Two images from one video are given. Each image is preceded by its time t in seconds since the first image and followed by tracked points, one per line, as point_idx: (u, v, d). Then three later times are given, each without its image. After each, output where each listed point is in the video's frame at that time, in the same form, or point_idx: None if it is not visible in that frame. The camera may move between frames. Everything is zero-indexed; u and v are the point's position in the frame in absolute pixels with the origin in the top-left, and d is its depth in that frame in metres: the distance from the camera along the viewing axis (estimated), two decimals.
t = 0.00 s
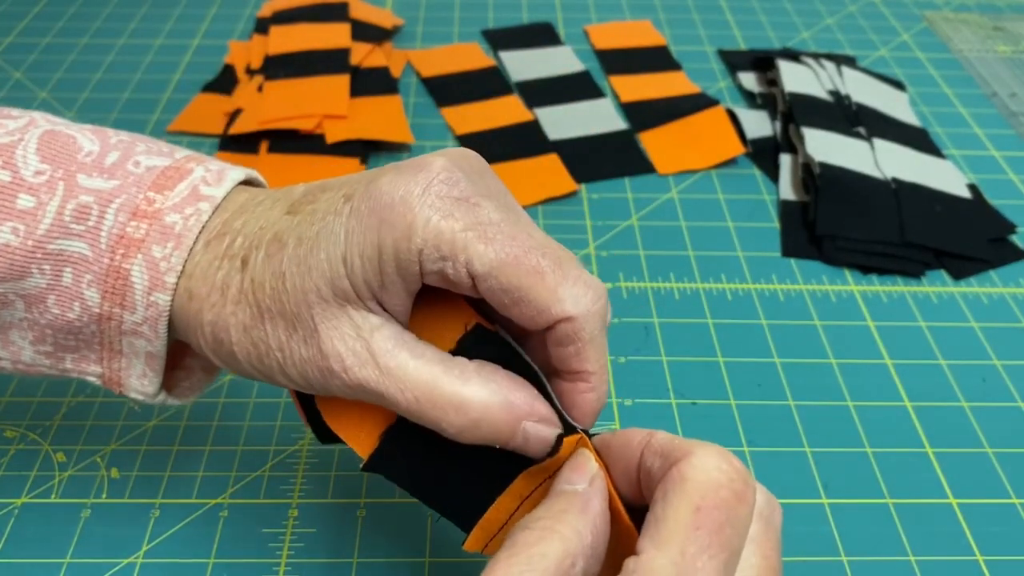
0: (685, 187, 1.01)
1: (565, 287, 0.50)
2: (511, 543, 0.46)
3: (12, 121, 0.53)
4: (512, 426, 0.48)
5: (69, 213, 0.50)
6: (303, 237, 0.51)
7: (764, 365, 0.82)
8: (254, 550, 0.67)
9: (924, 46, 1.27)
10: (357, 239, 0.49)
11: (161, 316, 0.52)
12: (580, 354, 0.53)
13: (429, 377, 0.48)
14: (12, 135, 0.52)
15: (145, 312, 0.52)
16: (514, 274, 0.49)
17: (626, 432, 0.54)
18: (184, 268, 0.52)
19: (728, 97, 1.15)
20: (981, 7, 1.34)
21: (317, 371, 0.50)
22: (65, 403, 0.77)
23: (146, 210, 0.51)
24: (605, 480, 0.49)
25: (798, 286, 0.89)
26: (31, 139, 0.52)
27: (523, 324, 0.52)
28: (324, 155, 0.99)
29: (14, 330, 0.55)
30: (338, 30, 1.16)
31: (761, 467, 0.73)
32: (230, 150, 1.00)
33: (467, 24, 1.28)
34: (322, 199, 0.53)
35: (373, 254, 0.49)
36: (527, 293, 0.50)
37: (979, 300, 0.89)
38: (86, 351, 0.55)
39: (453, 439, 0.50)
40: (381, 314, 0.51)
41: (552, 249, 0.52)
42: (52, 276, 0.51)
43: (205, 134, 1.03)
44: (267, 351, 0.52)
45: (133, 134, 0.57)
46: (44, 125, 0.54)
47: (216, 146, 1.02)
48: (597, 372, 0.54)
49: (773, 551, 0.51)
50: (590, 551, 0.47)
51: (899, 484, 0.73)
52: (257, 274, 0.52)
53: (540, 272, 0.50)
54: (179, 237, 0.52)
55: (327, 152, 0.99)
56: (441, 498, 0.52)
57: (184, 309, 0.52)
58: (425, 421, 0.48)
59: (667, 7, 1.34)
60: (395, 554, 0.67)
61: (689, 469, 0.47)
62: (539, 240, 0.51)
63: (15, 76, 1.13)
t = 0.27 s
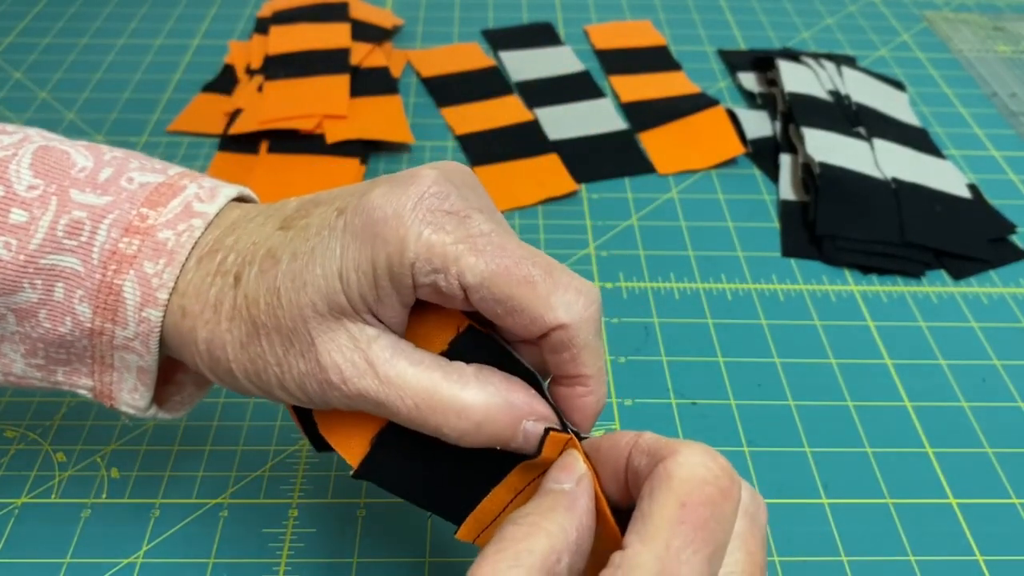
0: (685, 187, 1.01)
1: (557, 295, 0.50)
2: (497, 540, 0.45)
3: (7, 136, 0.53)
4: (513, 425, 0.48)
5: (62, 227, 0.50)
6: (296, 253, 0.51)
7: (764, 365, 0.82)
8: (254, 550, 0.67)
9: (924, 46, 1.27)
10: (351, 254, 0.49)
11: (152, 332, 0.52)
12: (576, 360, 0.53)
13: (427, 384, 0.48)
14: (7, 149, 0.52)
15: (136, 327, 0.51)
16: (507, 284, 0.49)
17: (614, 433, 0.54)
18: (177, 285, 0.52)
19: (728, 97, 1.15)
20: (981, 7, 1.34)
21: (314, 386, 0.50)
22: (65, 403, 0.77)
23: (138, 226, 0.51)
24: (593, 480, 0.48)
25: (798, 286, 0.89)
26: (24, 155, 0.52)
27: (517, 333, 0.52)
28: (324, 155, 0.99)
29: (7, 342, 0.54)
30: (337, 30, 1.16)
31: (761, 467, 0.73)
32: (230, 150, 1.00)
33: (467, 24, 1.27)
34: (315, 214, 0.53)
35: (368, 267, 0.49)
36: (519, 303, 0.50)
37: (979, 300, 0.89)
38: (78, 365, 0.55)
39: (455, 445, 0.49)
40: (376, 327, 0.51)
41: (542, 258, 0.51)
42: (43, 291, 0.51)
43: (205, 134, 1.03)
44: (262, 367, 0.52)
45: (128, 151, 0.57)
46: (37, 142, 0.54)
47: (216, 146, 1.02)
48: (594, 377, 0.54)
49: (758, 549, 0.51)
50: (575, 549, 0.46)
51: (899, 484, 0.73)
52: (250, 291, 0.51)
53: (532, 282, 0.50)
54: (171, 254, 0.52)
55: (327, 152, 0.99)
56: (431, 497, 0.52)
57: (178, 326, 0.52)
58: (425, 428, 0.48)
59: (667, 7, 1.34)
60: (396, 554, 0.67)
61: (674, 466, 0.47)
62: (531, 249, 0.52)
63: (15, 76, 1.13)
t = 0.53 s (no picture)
0: (685, 187, 1.01)
1: (573, 304, 0.51)
2: (491, 525, 0.44)
3: (17, 145, 0.53)
4: (523, 433, 0.48)
5: (71, 235, 0.50)
6: (311, 260, 0.51)
7: (764, 364, 0.82)
8: (254, 551, 0.67)
9: (924, 46, 1.27)
10: (370, 260, 0.50)
11: (160, 340, 0.51)
12: (590, 367, 0.53)
13: (440, 395, 0.47)
14: (17, 157, 0.52)
15: (144, 335, 0.51)
16: (524, 292, 0.49)
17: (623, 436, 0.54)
18: (187, 291, 0.52)
19: (728, 97, 1.15)
20: (981, 7, 1.34)
21: (324, 395, 0.49)
22: (65, 403, 0.77)
23: (148, 234, 0.51)
24: (596, 476, 0.48)
25: (798, 286, 0.89)
26: (36, 162, 0.52)
27: (532, 340, 0.52)
28: (324, 155, 0.98)
29: (14, 347, 0.54)
30: (338, 30, 1.16)
31: (761, 467, 0.73)
32: (229, 150, 1.00)
33: (468, 24, 1.27)
34: (331, 223, 0.54)
35: (386, 274, 0.49)
36: (537, 309, 0.50)
37: (979, 300, 0.89)
38: (86, 370, 0.55)
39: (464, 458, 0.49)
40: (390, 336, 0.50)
41: (558, 268, 0.52)
42: (51, 298, 0.50)
43: (205, 134, 1.03)
44: (271, 376, 0.51)
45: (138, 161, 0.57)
46: (49, 151, 0.54)
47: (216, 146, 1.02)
48: (607, 385, 0.54)
49: (761, 548, 0.51)
50: (569, 536, 0.45)
51: (900, 484, 0.73)
52: (262, 297, 0.51)
53: (548, 290, 0.50)
54: (181, 262, 0.51)
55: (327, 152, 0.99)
56: (438, 505, 0.51)
57: (186, 333, 0.52)
58: (435, 441, 0.48)
59: (667, 7, 1.34)
60: (397, 554, 0.67)
61: (681, 462, 0.48)
62: (546, 259, 0.52)
63: (15, 76, 1.13)
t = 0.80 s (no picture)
0: (685, 187, 1.01)
1: (570, 304, 0.51)
2: (491, 524, 0.44)
3: (14, 147, 0.53)
4: (519, 435, 0.48)
5: (68, 234, 0.50)
6: (309, 258, 0.51)
7: (764, 364, 0.82)
8: (254, 551, 0.67)
9: (924, 46, 1.27)
10: (367, 258, 0.50)
11: (157, 340, 0.51)
12: (586, 368, 0.53)
13: (435, 397, 0.47)
14: (14, 158, 0.51)
15: (140, 335, 0.51)
16: (521, 291, 0.49)
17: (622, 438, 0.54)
18: (185, 290, 0.52)
19: (727, 97, 1.15)
20: (982, 7, 1.34)
21: (321, 394, 0.49)
22: (65, 402, 0.77)
23: (145, 234, 0.51)
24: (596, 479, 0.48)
25: (798, 286, 0.89)
26: (33, 163, 0.52)
27: (529, 340, 0.52)
28: (323, 154, 0.98)
29: (10, 348, 0.54)
30: (338, 30, 1.16)
31: (761, 467, 0.73)
32: (229, 150, 1.00)
33: (468, 24, 1.28)
34: (329, 221, 0.54)
35: (384, 272, 0.49)
36: (534, 309, 0.50)
37: (979, 300, 0.89)
38: (82, 369, 0.55)
39: (460, 462, 0.48)
40: (387, 335, 0.50)
41: (556, 268, 0.52)
42: (47, 298, 0.50)
43: (204, 134, 1.04)
44: (267, 375, 0.51)
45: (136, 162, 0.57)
46: (46, 152, 0.53)
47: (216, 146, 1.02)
48: (603, 386, 0.54)
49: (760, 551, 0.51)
50: (569, 537, 0.45)
51: (900, 484, 0.73)
52: (259, 296, 0.51)
53: (545, 289, 0.50)
54: (178, 262, 0.52)
55: (327, 151, 0.99)
56: (430, 510, 0.51)
57: (183, 332, 0.52)
58: (431, 445, 0.47)
59: (667, 7, 1.34)
60: (397, 554, 0.67)
61: (684, 466, 0.48)
62: (543, 259, 0.52)
63: (15, 76, 1.13)
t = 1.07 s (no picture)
0: (685, 187, 1.01)
1: (572, 305, 0.51)
2: (514, 538, 0.45)
3: (20, 149, 0.53)
4: (522, 435, 0.46)
5: (76, 233, 0.50)
6: (320, 254, 0.52)
7: (764, 364, 0.82)
8: (254, 550, 0.67)
9: (924, 46, 1.27)
10: (379, 254, 0.51)
11: (163, 337, 0.51)
12: (586, 370, 0.53)
13: (440, 394, 0.47)
14: (22, 159, 0.51)
15: (147, 333, 0.51)
16: (525, 290, 0.50)
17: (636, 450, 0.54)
18: (193, 284, 0.52)
19: (727, 97, 1.15)
20: (982, 7, 1.34)
21: (325, 388, 0.49)
22: (65, 402, 0.77)
23: (153, 232, 0.51)
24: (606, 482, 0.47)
25: (798, 286, 0.89)
26: (42, 163, 0.52)
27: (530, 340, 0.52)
28: (323, 155, 0.98)
29: (15, 347, 0.54)
30: (338, 30, 1.16)
31: (761, 467, 0.73)
32: (229, 150, 1.00)
33: (468, 24, 1.28)
34: (339, 219, 0.54)
35: (395, 266, 0.50)
36: (536, 308, 0.50)
37: (979, 300, 0.89)
38: (89, 368, 0.55)
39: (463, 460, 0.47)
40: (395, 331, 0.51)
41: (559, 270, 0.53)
42: (54, 297, 0.50)
43: (204, 134, 1.04)
44: (273, 369, 0.51)
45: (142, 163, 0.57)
46: (54, 154, 0.54)
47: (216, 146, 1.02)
48: (604, 389, 0.54)
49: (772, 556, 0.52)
50: (592, 544, 0.45)
51: (900, 484, 0.73)
52: (268, 289, 0.51)
53: (549, 289, 0.50)
54: (185, 260, 0.52)
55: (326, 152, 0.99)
56: (428, 513, 0.49)
57: (190, 325, 0.51)
58: (434, 442, 0.47)
59: (667, 7, 1.34)
60: (396, 554, 0.67)
61: (708, 481, 0.47)
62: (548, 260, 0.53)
63: (15, 76, 1.13)
